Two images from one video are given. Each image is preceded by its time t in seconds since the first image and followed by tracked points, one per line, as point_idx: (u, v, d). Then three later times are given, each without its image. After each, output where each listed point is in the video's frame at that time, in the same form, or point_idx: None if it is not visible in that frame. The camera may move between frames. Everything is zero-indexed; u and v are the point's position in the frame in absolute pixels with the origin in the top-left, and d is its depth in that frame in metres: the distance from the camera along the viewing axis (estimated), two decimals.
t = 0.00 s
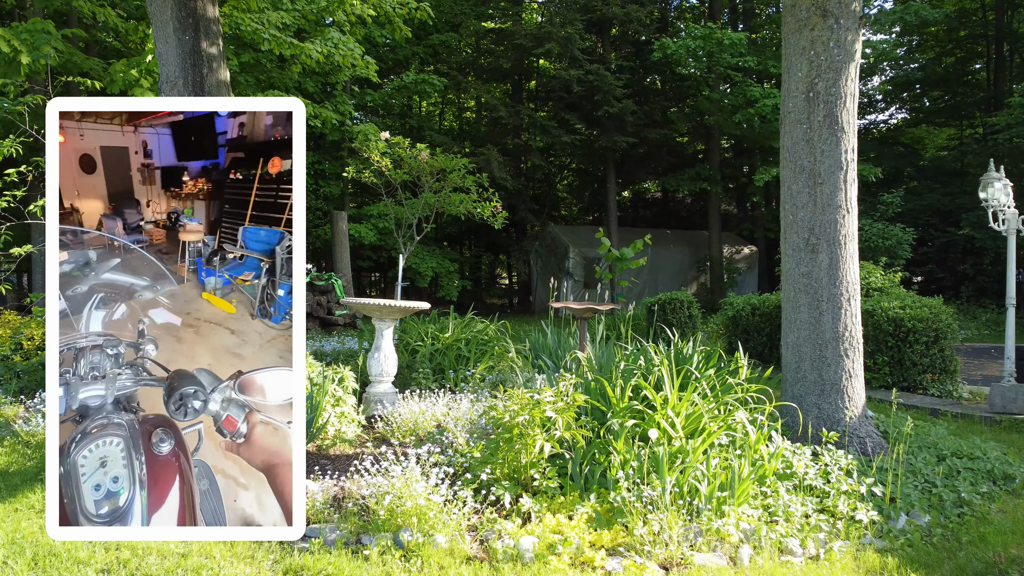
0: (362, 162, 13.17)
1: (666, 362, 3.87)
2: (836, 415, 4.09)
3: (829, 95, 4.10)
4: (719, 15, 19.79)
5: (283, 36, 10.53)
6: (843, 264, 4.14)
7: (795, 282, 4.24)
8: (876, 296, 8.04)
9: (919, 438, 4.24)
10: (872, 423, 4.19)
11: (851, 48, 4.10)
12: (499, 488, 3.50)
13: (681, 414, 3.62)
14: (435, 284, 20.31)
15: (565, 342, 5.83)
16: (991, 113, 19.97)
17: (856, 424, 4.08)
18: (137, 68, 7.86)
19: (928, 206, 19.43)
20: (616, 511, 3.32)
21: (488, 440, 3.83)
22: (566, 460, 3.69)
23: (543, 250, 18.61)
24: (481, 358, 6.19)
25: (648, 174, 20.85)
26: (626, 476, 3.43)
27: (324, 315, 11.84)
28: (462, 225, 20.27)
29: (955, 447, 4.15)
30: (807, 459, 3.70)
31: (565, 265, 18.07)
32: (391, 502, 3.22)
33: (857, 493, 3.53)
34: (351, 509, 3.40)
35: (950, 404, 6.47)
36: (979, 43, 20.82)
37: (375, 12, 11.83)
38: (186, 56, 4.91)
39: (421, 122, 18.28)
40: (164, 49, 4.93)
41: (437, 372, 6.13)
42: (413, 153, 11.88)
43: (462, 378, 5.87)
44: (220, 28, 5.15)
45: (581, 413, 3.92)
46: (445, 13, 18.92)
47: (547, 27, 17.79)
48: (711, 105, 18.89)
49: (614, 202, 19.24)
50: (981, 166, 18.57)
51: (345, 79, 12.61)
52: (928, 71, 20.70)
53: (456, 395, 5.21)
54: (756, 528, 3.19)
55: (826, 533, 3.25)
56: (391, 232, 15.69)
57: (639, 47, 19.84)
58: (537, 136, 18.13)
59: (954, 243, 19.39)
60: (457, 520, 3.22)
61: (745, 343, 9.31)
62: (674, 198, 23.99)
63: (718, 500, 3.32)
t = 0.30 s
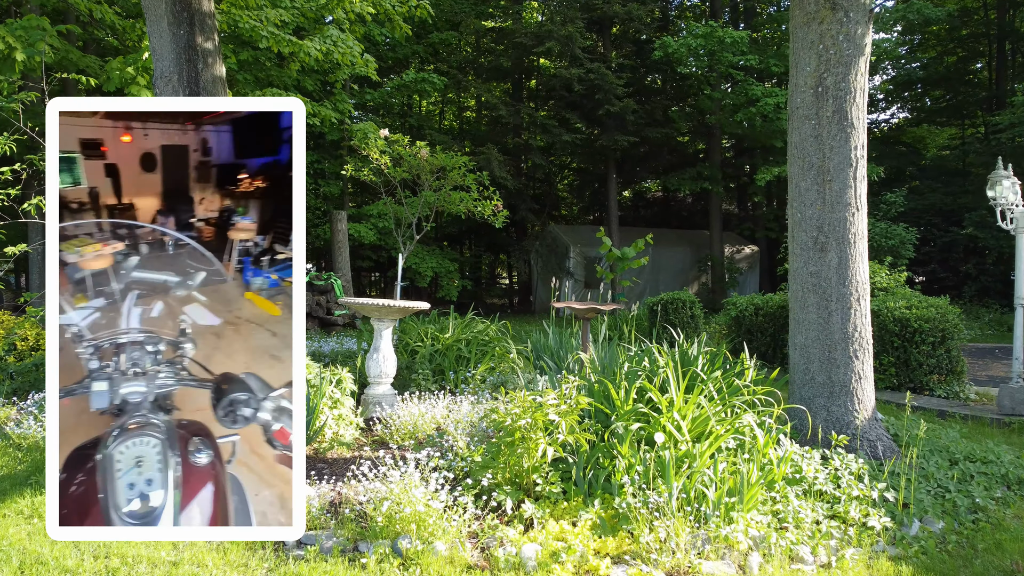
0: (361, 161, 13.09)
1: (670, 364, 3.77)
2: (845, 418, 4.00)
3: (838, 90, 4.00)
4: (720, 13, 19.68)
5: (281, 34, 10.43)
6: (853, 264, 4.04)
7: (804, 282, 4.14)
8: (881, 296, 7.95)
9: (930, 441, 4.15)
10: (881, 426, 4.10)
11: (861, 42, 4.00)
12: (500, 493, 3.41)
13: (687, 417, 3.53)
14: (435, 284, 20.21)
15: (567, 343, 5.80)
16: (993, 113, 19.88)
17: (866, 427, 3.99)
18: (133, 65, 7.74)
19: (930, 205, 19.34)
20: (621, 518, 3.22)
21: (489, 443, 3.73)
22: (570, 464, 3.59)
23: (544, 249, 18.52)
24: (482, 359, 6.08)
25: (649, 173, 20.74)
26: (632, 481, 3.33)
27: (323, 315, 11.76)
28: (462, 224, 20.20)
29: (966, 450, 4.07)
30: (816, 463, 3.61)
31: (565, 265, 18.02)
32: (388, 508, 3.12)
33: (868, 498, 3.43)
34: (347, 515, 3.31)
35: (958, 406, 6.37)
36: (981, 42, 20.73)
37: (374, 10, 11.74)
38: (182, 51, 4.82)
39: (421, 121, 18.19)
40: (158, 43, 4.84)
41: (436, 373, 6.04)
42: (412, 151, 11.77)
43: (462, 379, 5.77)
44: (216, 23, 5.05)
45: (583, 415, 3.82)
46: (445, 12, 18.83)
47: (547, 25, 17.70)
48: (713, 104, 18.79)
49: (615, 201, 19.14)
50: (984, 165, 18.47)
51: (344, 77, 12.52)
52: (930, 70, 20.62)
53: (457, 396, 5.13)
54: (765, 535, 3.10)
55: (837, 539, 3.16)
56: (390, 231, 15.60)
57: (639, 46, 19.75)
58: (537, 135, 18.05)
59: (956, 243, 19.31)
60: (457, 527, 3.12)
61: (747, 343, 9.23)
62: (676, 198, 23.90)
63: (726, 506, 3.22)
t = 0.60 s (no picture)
0: (360, 160, 12.96)
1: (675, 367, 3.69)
2: (854, 422, 3.90)
3: (847, 85, 3.90)
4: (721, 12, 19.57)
5: (279, 31, 10.31)
6: (861, 264, 3.94)
7: (811, 282, 4.04)
8: (886, 296, 7.84)
9: (941, 445, 4.06)
10: (891, 430, 4.00)
11: (870, 36, 3.90)
12: (500, 499, 3.31)
13: (692, 421, 3.43)
14: (434, 284, 20.12)
15: (569, 345, 5.75)
16: (995, 112, 19.75)
17: (876, 431, 3.89)
18: (129, 62, 7.65)
19: (932, 205, 19.23)
20: (626, 525, 3.12)
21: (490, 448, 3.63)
22: (572, 469, 3.49)
23: (544, 249, 18.46)
24: (482, 361, 5.98)
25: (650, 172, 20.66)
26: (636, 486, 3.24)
27: (321, 315, 11.67)
28: (461, 224, 20.10)
29: (978, 455, 3.97)
30: (826, 468, 3.50)
31: (565, 265, 17.93)
32: (385, 516, 3.02)
33: (880, 505, 3.32)
34: (342, 523, 3.21)
35: (965, 408, 6.27)
36: (983, 41, 20.60)
37: (372, 7, 11.62)
38: (174, 46, 4.72)
39: (420, 120, 18.07)
40: (150, 38, 4.73)
41: (435, 374, 5.93)
42: (411, 149, 11.66)
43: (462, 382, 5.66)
44: (209, 18, 4.95)
45: (585, 419, 3.73)
46: (445, 11, 18.71)
47: (547, 23, 17.57)
48: (714, 103, 18.69)
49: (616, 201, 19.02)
50: (987, 165, 18.35)
51: (343, 75, 12.40)
52: (932, 69, 20.50)
53: (456, 399, 5.03)
54: (774, 544, 2.99)
55: (848, 548, 3.05)
56: (389, 231, 15.48)
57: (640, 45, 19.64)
58: (537, 135, 17.93)
59: (958, 243, 19.20)
60: (456, 536, 3.02)
61: (749, 343, 9.12)
62: (676, 197, 23.80)
63: (734, 513, 3.11)
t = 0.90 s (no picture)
0: (359, 159, 12.87)
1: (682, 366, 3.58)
2: (864, 426, 3.79)
3: (855, 81, 3.79)
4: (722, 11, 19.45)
5: (276, 28, 10.20)
6: (870, 263, 3.84)
7: (819, 281, 3.93)
8: (891, 296, 7.74)
9: (951, 450, 3.96)
10: (901, 434, 3.90)
11: (880, 30, 3.79)
12: (499, 506, 3.21)
13: (696, 425, 3.33)
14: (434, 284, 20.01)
15: (569, 346, 5.67)
16: (997, 111, 19.64)
17: (885, 436, 3.79)
18: (124, 59, 7.55)
19: (934, 204, 19.12)
20: (629, 534, 3.01)
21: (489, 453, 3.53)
22: (573, 475, 3.39)
23: (544, 249, 18.34)
24: (480, 362, 5.87)
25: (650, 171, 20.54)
26: (639, 493, 3.13)
27: (319, 315, 11.56)
28: (460, 224, 20.01)
29: (990, 461, 3.86)
30: (834, 474, 3.40)
31: (565, 265, 17.83)
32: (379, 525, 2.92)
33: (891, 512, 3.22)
34: (336, 531, 3.11)
35: (973, 409, 6.17)
36: (984, 40, 20.50)
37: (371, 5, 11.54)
38: (166, 41, 4.61)
39: (420, 119, 17.97)
40: (142, 33, 4.63)
41: (433, 376, 5.82)
42: (410, 148, 11.55)
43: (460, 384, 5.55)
44: (202, 12, 4.84)
45: (587, 423, 3.63)
46: (444, 9, 18.60)
47: (547, 22, 17.44)
48: (715, 101, 18.57)
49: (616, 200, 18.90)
50: (989, 164, 18.25)
51: (341, 73, 12.30)
52: (933, 68, 20.39)
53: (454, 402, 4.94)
54: (782, 553, 2.88)
55: (859, 557, 2.94)
56: (388, 230, 15.37)
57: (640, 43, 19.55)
58: (537, 134, 17.82)
59: (960, 242, 19.10)
60: (452, 545, 2.91)
61: (751, 343, 9.02)
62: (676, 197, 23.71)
63: (740, 521, 3.01)
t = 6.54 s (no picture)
0: (334, 141, 11.03)
1: (842, 448, 1.89)
2: None
3: None
4: None
5: None
6: None
7: None
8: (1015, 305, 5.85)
9: None
10: None
11: None
12: None
13: None
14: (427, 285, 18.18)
15: (601, 389, 3.86)
16: None
17: None
18: None
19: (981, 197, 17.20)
20: None
21: None
22: None
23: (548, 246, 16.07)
24: (468, 402, 3.91)
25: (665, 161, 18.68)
26: None
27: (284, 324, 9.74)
28: (456, 219, 18.18)
29: None
30: None
31: (572, 264, 15.99)
32: None
33: None
34: None
35: None
36: None
37: None
38: None
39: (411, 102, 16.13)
40: None
41: (396, 422, 3.88)
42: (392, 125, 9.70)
43: (438, 439, 3.75)
44: None
45: None
46: None
47: None
48: (738, 82, 16.69)
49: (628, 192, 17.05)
50: None
51: (313, 40, 10.48)
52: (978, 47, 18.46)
53: (432, 485, 3.11)
54: None
55: None
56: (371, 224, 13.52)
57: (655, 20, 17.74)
58: (541, 118, 15.96)
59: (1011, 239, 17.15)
60: None
61: (815, 362, 7.17)
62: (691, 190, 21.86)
63: None
